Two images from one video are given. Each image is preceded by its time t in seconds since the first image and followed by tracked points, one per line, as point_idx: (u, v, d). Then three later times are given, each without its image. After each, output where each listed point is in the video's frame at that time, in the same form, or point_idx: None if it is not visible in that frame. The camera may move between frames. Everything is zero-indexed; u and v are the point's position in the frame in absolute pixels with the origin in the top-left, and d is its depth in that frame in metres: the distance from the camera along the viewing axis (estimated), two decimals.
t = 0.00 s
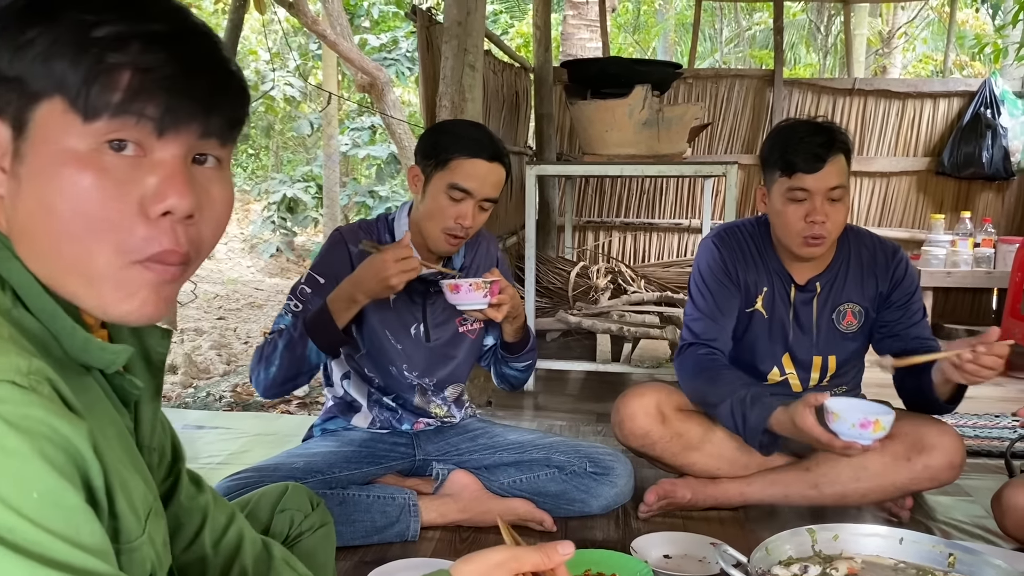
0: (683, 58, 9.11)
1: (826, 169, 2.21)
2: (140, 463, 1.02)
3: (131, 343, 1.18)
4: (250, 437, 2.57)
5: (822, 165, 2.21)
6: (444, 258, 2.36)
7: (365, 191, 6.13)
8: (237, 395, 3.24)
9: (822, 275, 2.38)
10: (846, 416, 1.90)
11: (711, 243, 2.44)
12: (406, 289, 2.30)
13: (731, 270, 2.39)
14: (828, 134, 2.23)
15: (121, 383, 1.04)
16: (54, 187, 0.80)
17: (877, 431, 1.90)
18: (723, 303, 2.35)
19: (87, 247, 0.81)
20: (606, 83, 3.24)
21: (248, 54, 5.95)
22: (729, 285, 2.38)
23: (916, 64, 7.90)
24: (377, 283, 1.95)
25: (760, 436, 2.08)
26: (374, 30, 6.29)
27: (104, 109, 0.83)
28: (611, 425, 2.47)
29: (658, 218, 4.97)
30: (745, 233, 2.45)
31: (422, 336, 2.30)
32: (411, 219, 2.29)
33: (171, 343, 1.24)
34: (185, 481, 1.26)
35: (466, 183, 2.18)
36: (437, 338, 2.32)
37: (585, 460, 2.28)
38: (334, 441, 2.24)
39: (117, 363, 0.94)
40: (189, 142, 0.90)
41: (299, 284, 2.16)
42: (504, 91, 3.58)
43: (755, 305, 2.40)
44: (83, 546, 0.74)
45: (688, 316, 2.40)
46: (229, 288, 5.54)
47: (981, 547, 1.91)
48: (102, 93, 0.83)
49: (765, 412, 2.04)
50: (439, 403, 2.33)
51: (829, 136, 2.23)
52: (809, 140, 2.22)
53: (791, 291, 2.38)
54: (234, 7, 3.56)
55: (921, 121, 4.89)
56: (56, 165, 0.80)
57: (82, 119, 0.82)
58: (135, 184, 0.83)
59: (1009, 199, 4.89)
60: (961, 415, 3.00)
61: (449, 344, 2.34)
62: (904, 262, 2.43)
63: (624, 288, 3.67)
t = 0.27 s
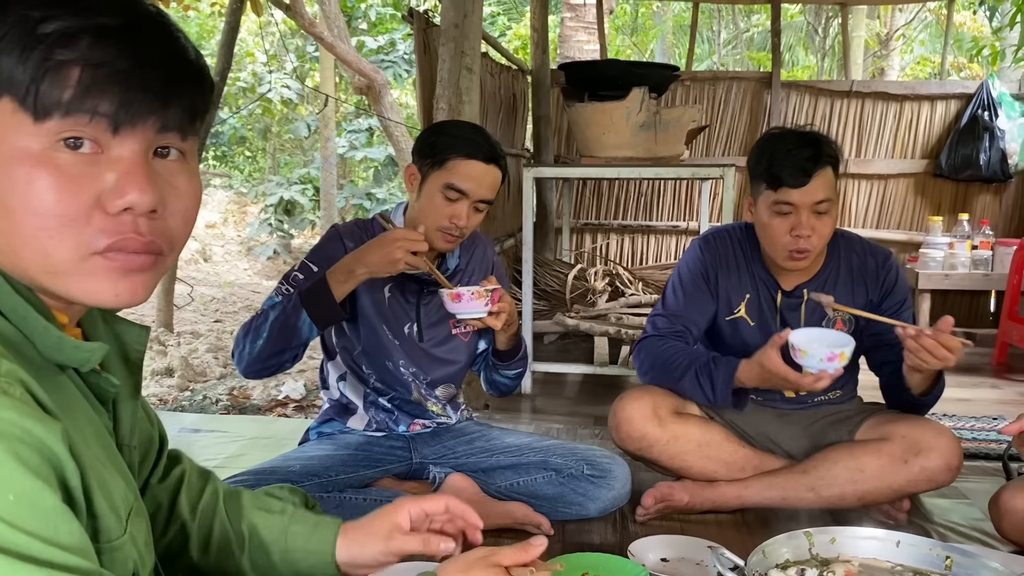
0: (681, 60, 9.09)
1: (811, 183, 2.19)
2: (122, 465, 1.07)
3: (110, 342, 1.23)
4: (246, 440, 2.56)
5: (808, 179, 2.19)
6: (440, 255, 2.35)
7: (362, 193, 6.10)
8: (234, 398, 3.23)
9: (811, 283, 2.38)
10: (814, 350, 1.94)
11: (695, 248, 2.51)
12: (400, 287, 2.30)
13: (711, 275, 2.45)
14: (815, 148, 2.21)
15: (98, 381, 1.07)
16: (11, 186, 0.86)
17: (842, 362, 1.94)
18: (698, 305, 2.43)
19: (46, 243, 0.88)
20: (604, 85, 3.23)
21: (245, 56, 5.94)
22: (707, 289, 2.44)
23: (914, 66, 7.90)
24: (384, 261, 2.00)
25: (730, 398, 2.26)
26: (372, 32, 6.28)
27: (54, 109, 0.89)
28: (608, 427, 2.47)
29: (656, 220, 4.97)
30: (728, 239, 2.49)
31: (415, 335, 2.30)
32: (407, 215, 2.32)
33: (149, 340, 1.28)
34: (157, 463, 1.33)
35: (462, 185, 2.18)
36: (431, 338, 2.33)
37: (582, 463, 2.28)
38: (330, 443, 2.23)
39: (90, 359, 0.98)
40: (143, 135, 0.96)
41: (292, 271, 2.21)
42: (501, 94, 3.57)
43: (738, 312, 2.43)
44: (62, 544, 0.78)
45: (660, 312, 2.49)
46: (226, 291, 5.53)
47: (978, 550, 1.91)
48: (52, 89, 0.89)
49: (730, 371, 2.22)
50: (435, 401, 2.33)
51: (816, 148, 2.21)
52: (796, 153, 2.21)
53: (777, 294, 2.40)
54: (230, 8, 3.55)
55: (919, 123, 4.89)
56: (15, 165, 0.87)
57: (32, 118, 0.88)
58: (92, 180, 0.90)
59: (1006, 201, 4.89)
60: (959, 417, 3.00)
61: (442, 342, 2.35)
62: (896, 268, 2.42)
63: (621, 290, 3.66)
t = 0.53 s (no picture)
0: (678, 62, 9.10)
1: (795, 193, 2.20)
2: (111, 466, 1.08)
3: (98, 337, 1.22)
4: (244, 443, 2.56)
5: (791, 188, 2.20)
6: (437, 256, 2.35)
7: (359, 196, 6.09)
8: (231, 401, 3.23)
9: (796, 291, 2.40)
10: (801, 319, 2.09)
11: (676, 262, 2.53)
12: (397, 289, 2.30)
13: (693, 290, 2.47)
14: (794, 157, 2.23)
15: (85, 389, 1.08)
16: None
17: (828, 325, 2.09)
18: (679, 318, 2.45)
19: (22, 249, 0.90)
20: (601, 88, 3.23)
21: (242, 58, 5.94)
22: (687, 303, 2.47)
23: (911, 69, 7.91)
24: (378, 251, 2.02)
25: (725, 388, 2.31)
26: (369, 35, 6.26)
27: (17, 111, 0.91)
28: (606, 430, 2.47)
29: (653, 223, 4.97)
30: (709, 250, 2.51)
31: (412, 335, 2.31)
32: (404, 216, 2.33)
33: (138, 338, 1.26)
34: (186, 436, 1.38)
35: (462, 186, 2.18)
36: (427, 340, 2.33)
37: (579, 465, 2.29)
38: (327, 444, 2.23)
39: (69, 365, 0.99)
40: (111, 133, 0.97)
41: (290, 269, 2.19)
42: (498, 96, 3.57)
43: (722, 326, 2.44)
44: (41, 547, 0.82)
45: (642, 326, 2.50)
46: (222, 294, 5.53)
47: (974, 551, 1.92)
48: (13, 88, 0.91)
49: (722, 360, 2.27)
50: (432, 401, 2.33)
51: (796, 158, 2.23)
52: (776, 165, 2.22)
53: (761, 306, 2.42)
54: (227, 11, 3.54)
55: (915, 126, 4.90)
56: None
57: None
58: (62, 179, 0.91)
59: (1002, 203, 4.90)
60: (955, 419, 3.00)
61: (439, 343, 2.35)
62: (880, 270, 2.42)
63: (619, 292, 3.66)
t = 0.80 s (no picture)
0: (675, 65, 9.11)
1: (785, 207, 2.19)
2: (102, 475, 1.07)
3: (87, 343, 1.23)
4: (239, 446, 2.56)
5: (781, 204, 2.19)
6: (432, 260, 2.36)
7: (356, 198, 6.09)
8: (226, 403, 3.23)
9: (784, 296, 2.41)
10: (795, 324, 2.10)
11: (666, 267, 2.54)
12: (391, 292, 2.30)
13: (682, 294, 2.48)
14: (777, 171, 2.24)
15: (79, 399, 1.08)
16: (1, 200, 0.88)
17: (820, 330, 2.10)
18: (669, 323, 2.46)
19: (42, 255, 0.90)
20: (597, 91, 3.23)
21: (239, 61, 5.94)
22: (677, 308, 2.48)
23: (906, 72, 7.93)
24: (380, 265, 2.03)
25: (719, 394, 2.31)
26: (366, 37, 6.26)
27: (42, 124, 0.90)
28: (601, 433, 2.47)
29: (649, 225, 4.98)
30: (697, 256, 2.52)
31: (407, 338, 2.31)
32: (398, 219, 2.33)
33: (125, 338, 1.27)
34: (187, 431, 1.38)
35: (458, 191, 2.19)
36: (421, 343, 2.33)
37: (574, 467, 2.29)
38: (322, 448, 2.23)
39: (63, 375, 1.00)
40: (128, 143, 0.97)
41: (285, 274, 2.21)
42: (494, 99, 3.58)
43: (713, 330, 2.45)
44: (32, 565, 0.83)
45: (633, 332, 2.51)
46: (219, 296, 5.53)
47: (967, 554, 1.93)
48: (39, 101, 0.90)
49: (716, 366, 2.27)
50: (426, 404, 2.33)
51: (779, 171, 2.23)
52: (761, 178, 2.23)
53: (750, 310, 2.43)
54: (223, 14, 3.55)
55: (911, 128, 4.91)
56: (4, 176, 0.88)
57: (21, 132, 0.89)
58: (81, 188, 0.91)
59: (997, 206, 4.90)
60: (949, 422, 3.01)
61: (434, 347, 2.35)
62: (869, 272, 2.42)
63: (614, 295, 3.66)
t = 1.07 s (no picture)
0: (671, 67, 9.12)
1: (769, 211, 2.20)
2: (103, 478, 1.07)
3: (86, 345, 1.24)
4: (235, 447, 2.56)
5: (765, 208, 2.20)
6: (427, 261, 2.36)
7: (352, 200, 6.08)
8: (222, 405, 3.22)
9: (774, 296, 2.41)
10: (782, 329, 2.12)
11: (655, 268, 2.54)
12: (387, 293, 2.30)
13: (673, 296, 2.48)
14: (765, 175, 2.23)
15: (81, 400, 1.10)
16: (51, 207, 0.93)
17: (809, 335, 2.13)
18: (659, 324, 2.47)
19: (91, 258, 0.96)
20: (593, 93, 3.23)
21: (235, 62, 5.93)
22: (668, 309, 2.48)
23: (902, 74, 7.95)
24: (365, 275, 2.02)
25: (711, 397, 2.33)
26: (362, 39, 6.26)
27: (94, 135, 0.96)
28: (596, 434, 2.47)
29: (645, 227, 4.99)
30: (688, 257, 2.52)
31: (402, 339, 2.31)
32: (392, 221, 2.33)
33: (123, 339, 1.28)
34: (192, 448, 1.37)
35: (453, 191, 2.19)
36: (416, 344, 2.33)
37: (569, 469, 2.28)
38: (317, 450, 2.23)
39: (74, 381, 1.01)
40: (159, 151, 1.06)
41: (279, 278, 2.23)
42: (490, 101, 3.58)
43: (705, 330, 2.46)
44: (39, 569, 0.81)
45: (623, 335, 2.51)
46: (214, 297, 5.52)
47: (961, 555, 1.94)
48: (92, 112, 0.96)
49: (707, 370, 2.29)
50: (421, 406, 2.34)
51: (766, 176, 2.23)
52: (747, 183, 2.22)
53: (740, 313, 2.44)
54: (219, 15, 3.55)
55: (906, 130, 4.92)
56: (48, 181, 0.93)
57: (73, 143, 0.95)
58: (124, 194, 0.99)
59: (992, 208, 4.91)
60: (944, 423, 3.01)
61: (429, 349, 2.35)
62: (858, 271, 2.42)
63: (610, 296, 3.66)
